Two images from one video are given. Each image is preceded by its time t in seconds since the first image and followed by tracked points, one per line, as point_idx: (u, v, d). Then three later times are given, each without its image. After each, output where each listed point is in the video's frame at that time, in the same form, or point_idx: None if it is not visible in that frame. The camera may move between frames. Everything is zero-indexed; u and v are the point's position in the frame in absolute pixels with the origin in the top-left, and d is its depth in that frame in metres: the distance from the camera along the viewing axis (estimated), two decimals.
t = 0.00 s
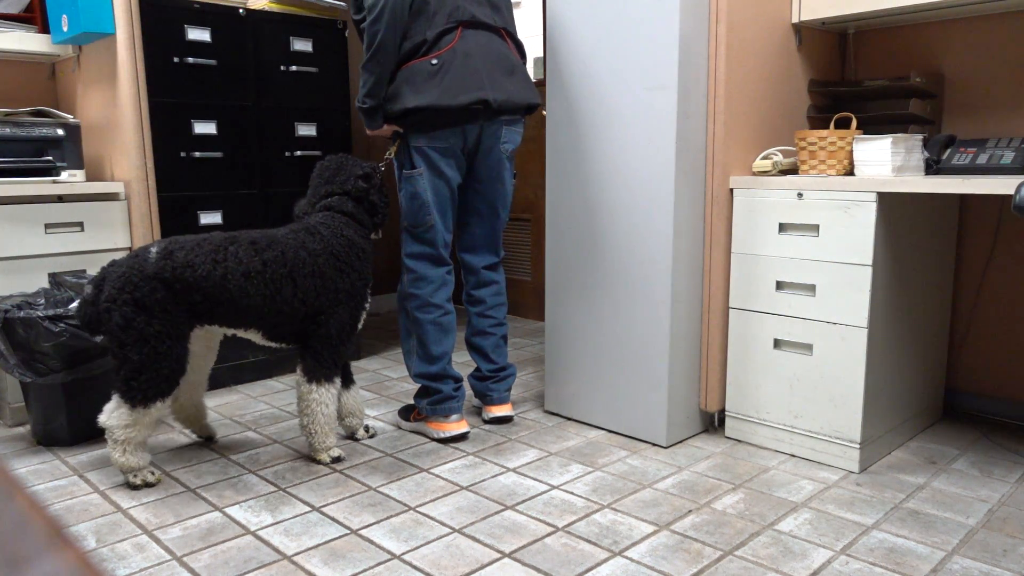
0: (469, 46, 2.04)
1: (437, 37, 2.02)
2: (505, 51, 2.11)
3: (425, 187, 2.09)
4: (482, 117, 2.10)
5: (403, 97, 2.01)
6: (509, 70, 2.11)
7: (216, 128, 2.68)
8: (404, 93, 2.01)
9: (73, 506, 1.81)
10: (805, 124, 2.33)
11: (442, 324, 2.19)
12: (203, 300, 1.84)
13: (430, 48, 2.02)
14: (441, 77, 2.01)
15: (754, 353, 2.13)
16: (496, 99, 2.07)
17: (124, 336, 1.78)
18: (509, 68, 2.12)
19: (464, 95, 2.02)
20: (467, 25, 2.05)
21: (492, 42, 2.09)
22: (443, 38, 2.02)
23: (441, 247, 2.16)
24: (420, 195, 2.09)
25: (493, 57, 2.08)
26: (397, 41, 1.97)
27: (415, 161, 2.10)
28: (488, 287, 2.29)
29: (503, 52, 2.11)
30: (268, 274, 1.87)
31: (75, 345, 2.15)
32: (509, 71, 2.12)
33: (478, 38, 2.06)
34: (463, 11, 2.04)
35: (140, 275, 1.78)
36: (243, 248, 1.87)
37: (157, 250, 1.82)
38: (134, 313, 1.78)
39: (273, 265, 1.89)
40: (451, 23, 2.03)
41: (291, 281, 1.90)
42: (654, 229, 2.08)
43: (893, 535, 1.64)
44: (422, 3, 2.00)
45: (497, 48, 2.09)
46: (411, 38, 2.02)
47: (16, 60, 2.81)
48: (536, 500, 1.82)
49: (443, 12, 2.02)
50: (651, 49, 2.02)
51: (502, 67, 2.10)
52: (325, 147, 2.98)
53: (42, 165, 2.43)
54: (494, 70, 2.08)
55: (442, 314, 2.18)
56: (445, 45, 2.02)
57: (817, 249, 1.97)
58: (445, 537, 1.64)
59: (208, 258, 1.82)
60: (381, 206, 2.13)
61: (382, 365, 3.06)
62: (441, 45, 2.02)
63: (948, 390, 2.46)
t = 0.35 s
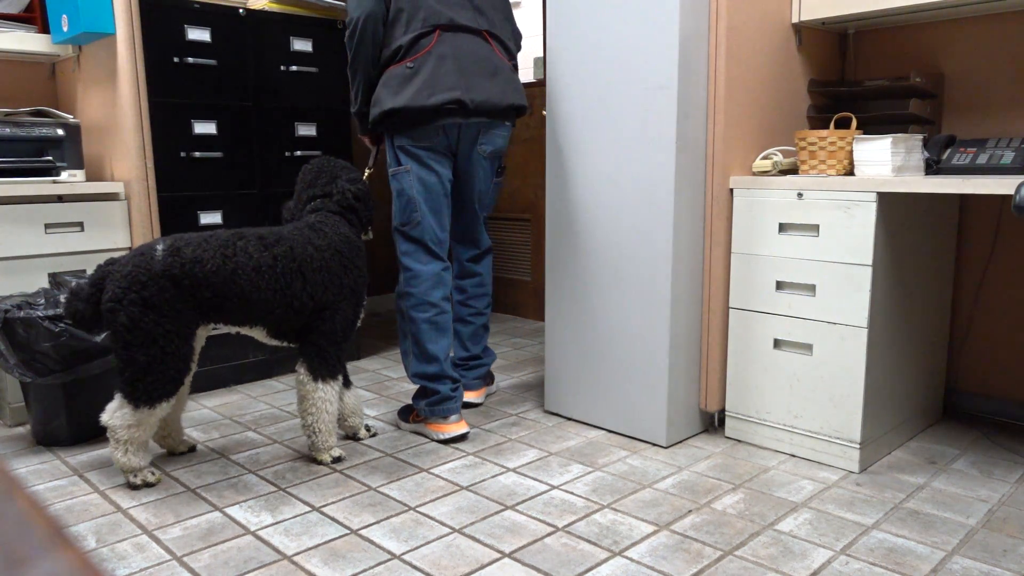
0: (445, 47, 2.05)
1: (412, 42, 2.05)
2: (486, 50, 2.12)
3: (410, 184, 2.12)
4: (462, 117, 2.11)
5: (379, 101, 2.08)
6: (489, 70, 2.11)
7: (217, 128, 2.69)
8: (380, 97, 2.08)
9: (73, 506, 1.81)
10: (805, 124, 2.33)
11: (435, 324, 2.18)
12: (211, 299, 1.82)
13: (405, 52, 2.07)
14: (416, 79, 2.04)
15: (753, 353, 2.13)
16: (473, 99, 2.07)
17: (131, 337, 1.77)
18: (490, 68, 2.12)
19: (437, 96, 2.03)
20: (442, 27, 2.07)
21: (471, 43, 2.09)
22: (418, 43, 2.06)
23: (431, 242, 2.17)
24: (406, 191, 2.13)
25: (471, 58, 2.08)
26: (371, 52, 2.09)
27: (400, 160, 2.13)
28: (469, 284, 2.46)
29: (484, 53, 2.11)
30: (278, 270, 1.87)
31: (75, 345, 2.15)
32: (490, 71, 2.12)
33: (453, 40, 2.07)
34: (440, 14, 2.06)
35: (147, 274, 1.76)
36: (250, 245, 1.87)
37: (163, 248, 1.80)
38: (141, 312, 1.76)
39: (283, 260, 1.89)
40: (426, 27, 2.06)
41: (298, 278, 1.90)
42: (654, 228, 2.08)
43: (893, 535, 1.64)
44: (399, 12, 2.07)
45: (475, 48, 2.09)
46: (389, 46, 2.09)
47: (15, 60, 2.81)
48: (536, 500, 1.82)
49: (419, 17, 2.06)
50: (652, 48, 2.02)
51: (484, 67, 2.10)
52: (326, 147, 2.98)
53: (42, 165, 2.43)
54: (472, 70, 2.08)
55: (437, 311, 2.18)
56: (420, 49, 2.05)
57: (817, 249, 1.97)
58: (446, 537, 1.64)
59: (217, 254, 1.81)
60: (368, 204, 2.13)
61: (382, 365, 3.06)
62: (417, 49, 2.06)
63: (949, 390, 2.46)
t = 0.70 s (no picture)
0: (449, 59, 2.32)
1: (421, 53, 2.34)
2: (490, 61, 2.37)
3: (407, 181, 2.45)
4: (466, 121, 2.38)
5: (392, 108, 2.39)
6: (493, 79, 2.37)
7: (217, 128, 2.69)
8: (393, 105, 2.39)
9: (72, 506, 1.81)
10: (805, 124, 2.33)
11: (422, 287, 2.49)
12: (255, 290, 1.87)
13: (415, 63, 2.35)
14: (423, 88, 2.33)
15: (753, 353, 2.13)
16: (476, 105, 2.34)
17: (169, 333, 1.78)
18: (492, 75, 2.37)
19: (442, 103, 2.30)
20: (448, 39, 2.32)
21: (475, 54, 2.34)
22: (426, 55, 2.34)
23: (421, 233, 2.50)
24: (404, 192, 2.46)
25: (475, 68, 2.34)
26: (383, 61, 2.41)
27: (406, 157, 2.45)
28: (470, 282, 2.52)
29: (487, 63, 2.36)
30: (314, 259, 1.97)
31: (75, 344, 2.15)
32: (494, 79, 2.37)
33: (458, 51, 2.33)
34: (445, 29, 2.32)
35: (192, 270, 1.80)
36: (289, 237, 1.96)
37: (207, 246, 1.84)
38: (191, 304, 1.79)
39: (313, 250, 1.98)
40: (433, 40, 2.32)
41: (329, 271, 2.00)
42: (653, 228, 2.08)
43: (893, 535, 1.64)
44: (411, 27, 2.37)
45: (478, 58, 2.35)
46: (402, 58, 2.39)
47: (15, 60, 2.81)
48: (536, 500, 1.82)
49: (428, 31, 2.33)
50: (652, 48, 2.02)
51: (486, 75, 2.36)
52: (326, 147, 2.98)
53: (42, 165, 2.43)
54: (476, 80, 2.35)
55: (426, 273, 2.49)
56: (428, 60, 2.34)
57: (817, 249, 1.97)
58: (445, 537, 1.64)
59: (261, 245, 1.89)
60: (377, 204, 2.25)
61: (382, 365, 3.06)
62: (425, 61, 2.34)
63: (948, 390, 2.46)
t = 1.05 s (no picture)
0: (440, 83, 2.52)
1: (418, 76, 2.56)
2: (481, 82, 2.55)
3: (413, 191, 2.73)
4: (457, 138, 2.57)
5: (394, 126, 2.64)
6: (480, 99, 2.53)
7: (217, 128, 2.69)
8: (394, 123, 2.65)
9: (72, 506, 1.81)
10: (805, 124, 2.33)
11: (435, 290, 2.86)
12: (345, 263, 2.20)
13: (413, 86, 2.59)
14: (418, 108, 2.56)
15: (753, 353, 2.13)
16: (464, 125, 2.52)
17: (302, 301, 2.06)
18: (481, 96, 2.54)
19: (433, 124, 2.52)
20: (440, 64, 2.52)
21: (464, 77, 2.53)
22: (421, 80, 2.56)
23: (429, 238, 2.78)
24: (414, 198, 2.74)
25: (462, 91, 2.52)
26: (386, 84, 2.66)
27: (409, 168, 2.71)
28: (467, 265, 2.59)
29: (475, 86, 2.53)
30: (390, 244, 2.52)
31: (75, 344, 2.15)
32: (482, 100, 2.54)
33: (449, 75, 2.52)
34: (438, 54, 2.51)
35: (309, 246, 2.14)
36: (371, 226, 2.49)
37: (312, 234, 2.21)
38: (310, 268, 2.09)
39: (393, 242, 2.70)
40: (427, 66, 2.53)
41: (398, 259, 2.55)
42: (653, 228, 2.09)
43: (893, 535, 1.64)
44: (409, 53, 2.58)
45: (466, 82, 2.53)
46: (401, 82, 2.62)
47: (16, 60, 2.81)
48: (536, 500, 1.82)
49: (424, 56, 2.53)
50: (651, 47, 2.02)
51: (475, 95, 2.53)
52: (326, 147, 2.98)
53: (42, 165, 2.43)
54: (466, 101, 2.52)
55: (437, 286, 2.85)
56: (423, 84, 2.55)
57: (817, 249, 1.97)
58: (445, 537, 1.64)
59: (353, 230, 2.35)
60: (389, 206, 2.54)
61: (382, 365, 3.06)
62: (421, 83, 2.56)
63: (948, 390, 2.46)
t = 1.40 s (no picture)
0: (461, 78, 2.70)
1: (438, 72, 2.71)
2: (493, 79, 2.77)
3: (422, 183, 2.81)
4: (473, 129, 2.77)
5: (408, 119, 2.77)
6: (495, 94, 2.78)
7: (217, 128, 2.69)
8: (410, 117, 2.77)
9: (72, 506, 1.81)
10: (805, 124, 2.33)
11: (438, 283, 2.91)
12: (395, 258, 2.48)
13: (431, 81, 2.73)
14: (437, 103, 2.71)
15: (753, 353, 2.13)
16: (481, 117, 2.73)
17: (372, 282, 2.34)
18: (495, 92, 2.77)
19: (453, 115, 2.69)
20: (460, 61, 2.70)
21: (481, 74, 2.74)
22: (440, 74, 2.71)
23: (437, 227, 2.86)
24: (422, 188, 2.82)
25: (480, 85, 2.74)
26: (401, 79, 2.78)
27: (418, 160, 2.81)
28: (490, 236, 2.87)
29: (490, 82, 2.76)
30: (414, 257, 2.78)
31: (74, 344, 2.15)
32: (496, 95, 2.78)
33: (468, 70, 2.71)
34: (458, 53, 2.69)
35: (373, 234, 2.42)
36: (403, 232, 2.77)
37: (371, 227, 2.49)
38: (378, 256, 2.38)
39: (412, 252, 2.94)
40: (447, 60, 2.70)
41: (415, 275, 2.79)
42: (653, 227, 2.08)
43: (893, 535, 1.64)
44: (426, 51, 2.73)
45: (484, 78, 2.74)
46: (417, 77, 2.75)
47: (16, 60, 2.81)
48: (536, 500, 1.82)
49: (442, 53, 2.70)
50: (651, 47, 2.02)
51: (489, 92, 2.77)
52: (326, 146, 2.98)
53: (42, 165, 2.43)
54: (483, 96, 2.75)
55: (439, 275, 2.90)
56: (441, 79, 2.71)
57: (817, 249, 1.97)
58: (445, 537, 1.64)
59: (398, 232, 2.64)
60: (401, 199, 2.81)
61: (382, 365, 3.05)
62: (439, 79, 2.71)
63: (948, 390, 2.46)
